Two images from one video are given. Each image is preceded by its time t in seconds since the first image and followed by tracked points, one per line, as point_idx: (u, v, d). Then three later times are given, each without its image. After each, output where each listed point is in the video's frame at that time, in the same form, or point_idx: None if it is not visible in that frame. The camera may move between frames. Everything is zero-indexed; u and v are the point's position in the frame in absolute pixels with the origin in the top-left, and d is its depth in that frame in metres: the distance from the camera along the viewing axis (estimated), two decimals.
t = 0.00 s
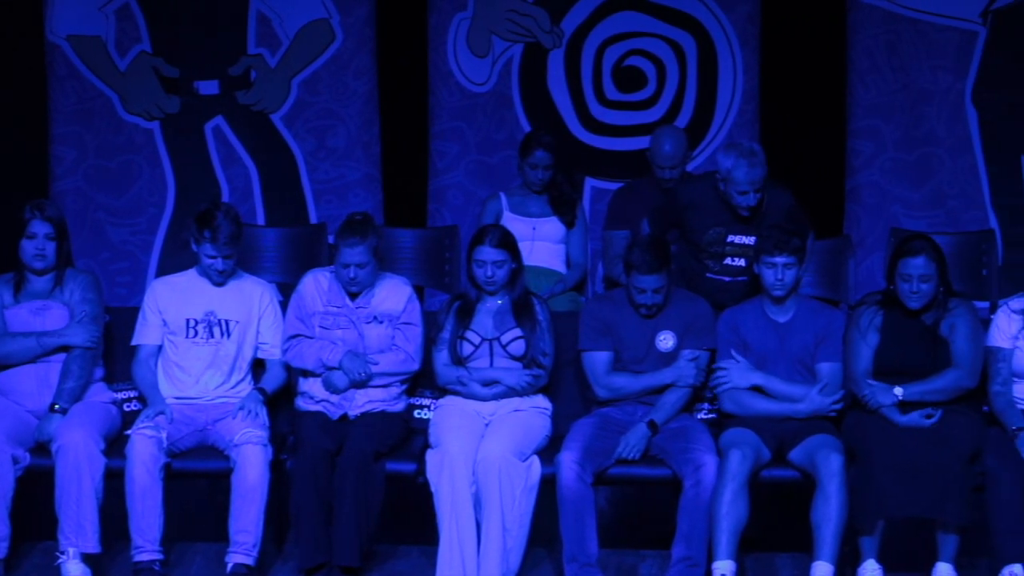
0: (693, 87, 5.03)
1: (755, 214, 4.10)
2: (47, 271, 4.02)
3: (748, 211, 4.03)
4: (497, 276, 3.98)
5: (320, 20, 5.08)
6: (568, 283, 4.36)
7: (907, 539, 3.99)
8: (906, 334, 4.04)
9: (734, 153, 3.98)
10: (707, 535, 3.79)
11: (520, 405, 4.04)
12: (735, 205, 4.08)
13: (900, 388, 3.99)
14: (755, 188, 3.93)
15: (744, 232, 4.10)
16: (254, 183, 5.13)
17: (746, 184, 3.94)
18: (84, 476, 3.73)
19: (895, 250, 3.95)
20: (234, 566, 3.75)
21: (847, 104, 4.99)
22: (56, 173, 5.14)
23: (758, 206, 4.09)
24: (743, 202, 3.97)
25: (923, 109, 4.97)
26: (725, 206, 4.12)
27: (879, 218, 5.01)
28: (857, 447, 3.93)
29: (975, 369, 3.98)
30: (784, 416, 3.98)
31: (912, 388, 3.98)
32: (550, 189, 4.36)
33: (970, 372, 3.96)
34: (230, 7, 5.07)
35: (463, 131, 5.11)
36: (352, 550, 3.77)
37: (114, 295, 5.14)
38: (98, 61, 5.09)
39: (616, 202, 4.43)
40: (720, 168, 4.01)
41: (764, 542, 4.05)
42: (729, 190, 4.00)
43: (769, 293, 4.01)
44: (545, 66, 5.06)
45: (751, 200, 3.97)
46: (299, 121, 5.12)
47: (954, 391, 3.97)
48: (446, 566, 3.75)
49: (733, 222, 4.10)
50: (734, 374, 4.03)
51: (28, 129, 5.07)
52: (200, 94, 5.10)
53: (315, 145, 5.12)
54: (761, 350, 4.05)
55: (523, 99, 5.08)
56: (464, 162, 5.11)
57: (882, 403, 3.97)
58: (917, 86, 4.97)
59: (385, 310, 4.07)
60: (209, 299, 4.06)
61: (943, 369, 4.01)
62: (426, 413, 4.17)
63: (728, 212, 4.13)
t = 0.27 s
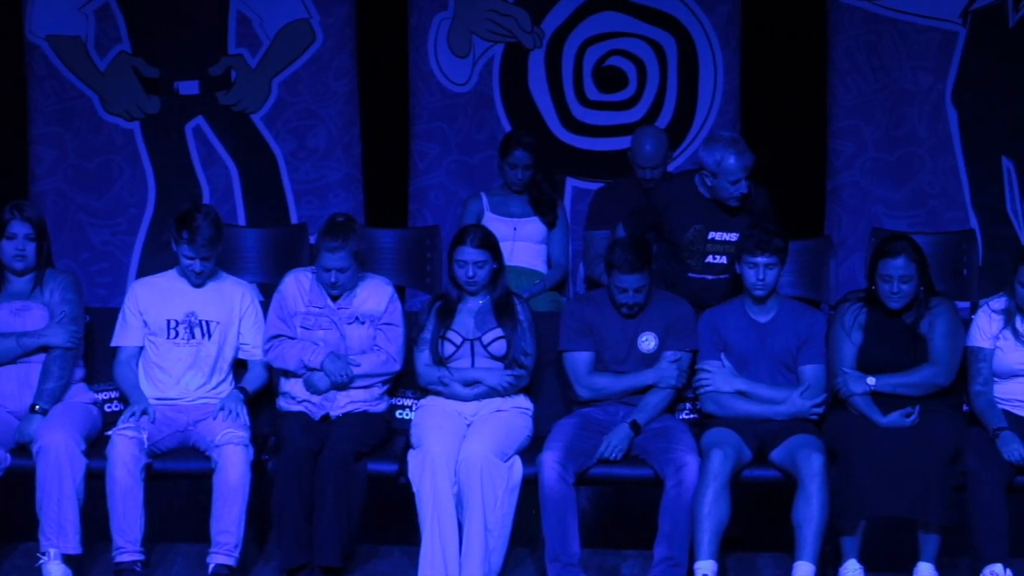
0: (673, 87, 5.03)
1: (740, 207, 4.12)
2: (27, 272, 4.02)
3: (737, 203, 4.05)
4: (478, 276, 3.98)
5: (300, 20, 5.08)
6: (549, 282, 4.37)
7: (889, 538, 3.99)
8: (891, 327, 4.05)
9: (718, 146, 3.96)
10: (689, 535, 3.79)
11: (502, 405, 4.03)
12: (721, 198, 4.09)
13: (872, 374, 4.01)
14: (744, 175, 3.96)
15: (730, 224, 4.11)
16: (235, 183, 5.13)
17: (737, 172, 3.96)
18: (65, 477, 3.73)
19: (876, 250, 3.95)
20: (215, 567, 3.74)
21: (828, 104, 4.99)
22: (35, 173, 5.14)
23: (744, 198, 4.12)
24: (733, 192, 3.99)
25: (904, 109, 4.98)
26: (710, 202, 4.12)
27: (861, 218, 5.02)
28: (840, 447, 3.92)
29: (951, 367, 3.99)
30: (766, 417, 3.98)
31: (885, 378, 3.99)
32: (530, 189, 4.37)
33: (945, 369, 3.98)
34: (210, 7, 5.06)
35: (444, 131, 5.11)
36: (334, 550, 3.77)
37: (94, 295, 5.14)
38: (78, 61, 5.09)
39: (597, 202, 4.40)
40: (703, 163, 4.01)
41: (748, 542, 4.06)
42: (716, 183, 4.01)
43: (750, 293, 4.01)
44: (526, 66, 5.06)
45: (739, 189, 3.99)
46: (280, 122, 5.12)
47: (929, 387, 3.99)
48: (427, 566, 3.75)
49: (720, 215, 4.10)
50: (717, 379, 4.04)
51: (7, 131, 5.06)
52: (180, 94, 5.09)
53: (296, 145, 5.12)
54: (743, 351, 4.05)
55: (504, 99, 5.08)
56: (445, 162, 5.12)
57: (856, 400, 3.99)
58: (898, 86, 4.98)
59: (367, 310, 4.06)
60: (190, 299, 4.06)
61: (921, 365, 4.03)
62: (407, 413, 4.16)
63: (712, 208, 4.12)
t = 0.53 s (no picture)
0: (668, 87, 5.03)
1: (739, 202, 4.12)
2: (22, 272, 4.01)
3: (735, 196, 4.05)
4: (473, 275, 3.99)
5: (295, 20, 5.08)
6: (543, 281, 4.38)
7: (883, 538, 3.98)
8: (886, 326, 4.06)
9: (716, 140, 3.97)
10: (684, 534, 3.78)
11: (497, 405, 4.03)
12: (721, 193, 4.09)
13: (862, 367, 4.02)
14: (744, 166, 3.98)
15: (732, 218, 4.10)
16: (230, 183, 5.13)
17: (737, 164, 3.97)
18: (60, 477, 3.72)
19: (871, 251, 3.95)
20: (210, 567, 3.74)
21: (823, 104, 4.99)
22: (30, 173, 5.14)
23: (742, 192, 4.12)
24: (733, 184, 3.99)
25: (899, 109, 4.98)
26: (711, 198, 4.11)
27: (856, 218, 5.02)
28: (835, 448, 3.92)
29: (943, 365, 3.97)
30: (761, 418, 3.98)
31: (873, 371, 4.01)
32: (525, 189, 4.40)
33: (935, 367, 3.96)
34: (205, 6, 5.06)
35: (439, 131, 5.11)
36: (328, 550, 3.76)
37: (89, 295, 5.14)
38: (73, 61, 5.09)
39: (591, 203, 4.38)
40: (701, 158, 4.02)
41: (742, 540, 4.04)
42: (715, 176, 4.01)
43: (746, 293, 4.00)
44: (521, 65, 5.06)
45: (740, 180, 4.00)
46: (275, 121, 5.12)
47: (916, 382, 3.98)
48: (422, 566, 3.74)
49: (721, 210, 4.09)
50: (714, 380, 4.03)
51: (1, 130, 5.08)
52: (175, 93, 5.09)
53: (291, 145, 5.12)
54: (739, 351, 4.04)
55: (499, 99, 5.08)
56: (440, 162, 5.12)
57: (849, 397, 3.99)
58: (893, 85, 4.97)
59: (361, 310, 4.06)
60: (184, 299, 4.05)
61: (912, 360, 4.03)
62: (402, 413, 4.16)
63: (712, 204, 4.11)
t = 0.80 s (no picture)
0: (645, 87, 5.04)
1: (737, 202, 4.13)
2: None
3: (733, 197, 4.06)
4: (450, 275, 3.99)
5: (272, 19, 5.08)
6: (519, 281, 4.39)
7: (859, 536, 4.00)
8: (864, 324, 4.06)
9: (713, 139, 4.00)
10: (661, 533, 3.77)
11: (474, 405, 4.02)
12: (718, 193, 4.09)
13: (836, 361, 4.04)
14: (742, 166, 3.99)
15: (730, 218, 4.10)
16: (206, 183, 5.12)
17: (734, 163, 3.99)
18: (35, 478, 3.71)
19: (847, 250, 3.95)
20: (186, 567, 3.73)
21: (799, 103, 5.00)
22: (5, 173, 5.13)
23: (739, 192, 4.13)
24: (731, 184, 4.00)
25: (875, 108, 4.99)
26: (708, 198, 4.12)
27: (832, 218, 5.03)
28: (812, 447, 3.91)
29: (916, 364, 3.99)
30: (737, 417, 3.98)
31: (848, 366, 4.01)
32: (501, 189, 4.43)
33: (908, 365, 3.98)
34: (181, 6, 5.06)
35: (416, 130, 5.11)
36: (304, 551, 3.76)
37: (65, 295, 5.13)
38: (48, 61, 5.08)
39: (566, 203, 4.45)
40: (698, 158, 4.03)
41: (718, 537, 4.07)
42: (713, 176, 4.02)
43: (723, 292, 3.99)
44: (498, 65, 5.07)
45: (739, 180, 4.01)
46: (251, 121, 5.12)
47: (888, 380, 3.99)
48: (398, 566, 3.73)
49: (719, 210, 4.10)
50: (689, 379, 4.04)
51: None
52: (151, 93, 5.09)
53: (267, 145, 5.12)
54: (716, 351, 4.04)
55: (476, 99, 5.08)
56: (416, 162, 5.12)
57: (825, 395, 4.00)
58: (869, 85, 4.99)
59: (338, 309, 4.06)
60: (160, 299, 4.04)
61: (886, 357, 4.03)
62: (379, 413, 4.16)
63: (710, 205, 4.11)
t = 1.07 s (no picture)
0: (620, 87, 5.05)
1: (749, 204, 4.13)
2: None
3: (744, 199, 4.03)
4: (425, 275, 3.98)
5: (246, 19, 5.07)
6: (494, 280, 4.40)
7: (835, 535, 4.01)
8: (840, 323, 4.06)
9: (725, 140, 3.97)
10: (636, 533, 3.77)
11: (449, 405, 4.02)
12: (730, 195, 4.08)
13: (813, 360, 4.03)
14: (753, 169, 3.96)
15: (740, 220, 4.11)
16: (179, 182, 5.12)
17: (744, 166, 3.95)
18: (8, 479, 3.70)
19: (820, 250, 3.96)
20: (160, 568, 3.72)
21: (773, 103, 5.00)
22: None
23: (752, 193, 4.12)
24: (741, 186, 3.97)
25: (849, 107, 5.00)
26: (719, 198, 4.12)
27: (806, 218, 5.04)
28: (787, 447, 3.92)
29: (890, 363, 3.99)
30: (712, 416, 3.99)
31: (822, 363, 4.01)
32: (476, 189, 4.43)
33: (883, 364, 3.98)
34: (155, 6, 5.05)
35: (391, 130, 5.11)
36: (279, 552, 3.75)
37: (38, 295, 5.12)
38: (22, 61, 5.08)
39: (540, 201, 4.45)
40: (710, 158, 4.01)
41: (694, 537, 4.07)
42: (723, 177, 4.00)
43: (699, 292, 3.99)
44: (472, 65, 5.07)
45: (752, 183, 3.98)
46: (225, 121, 5.11)
47: (862, 379, 3.99)
48: (373, 566, 3.73)
49: (730, 211, 4.09)
50: (665, 379, 4.03)
51: None
52: (125, 93, 5.08)
53: (241, 145, 5.11)
54: (691, 351, 4.04)
55: (451, 99, 5.08)
56: (391, 162, 5.11)
57: (800, 391, 4.02)
58: (842, 85, 5.00)
59: (311, 309, 4.07)
60: (134, 299, 4.04)
61: (862, 355, 4.03)
62: (354, 413, 4.17)
63: (721, 206, 4.11)
